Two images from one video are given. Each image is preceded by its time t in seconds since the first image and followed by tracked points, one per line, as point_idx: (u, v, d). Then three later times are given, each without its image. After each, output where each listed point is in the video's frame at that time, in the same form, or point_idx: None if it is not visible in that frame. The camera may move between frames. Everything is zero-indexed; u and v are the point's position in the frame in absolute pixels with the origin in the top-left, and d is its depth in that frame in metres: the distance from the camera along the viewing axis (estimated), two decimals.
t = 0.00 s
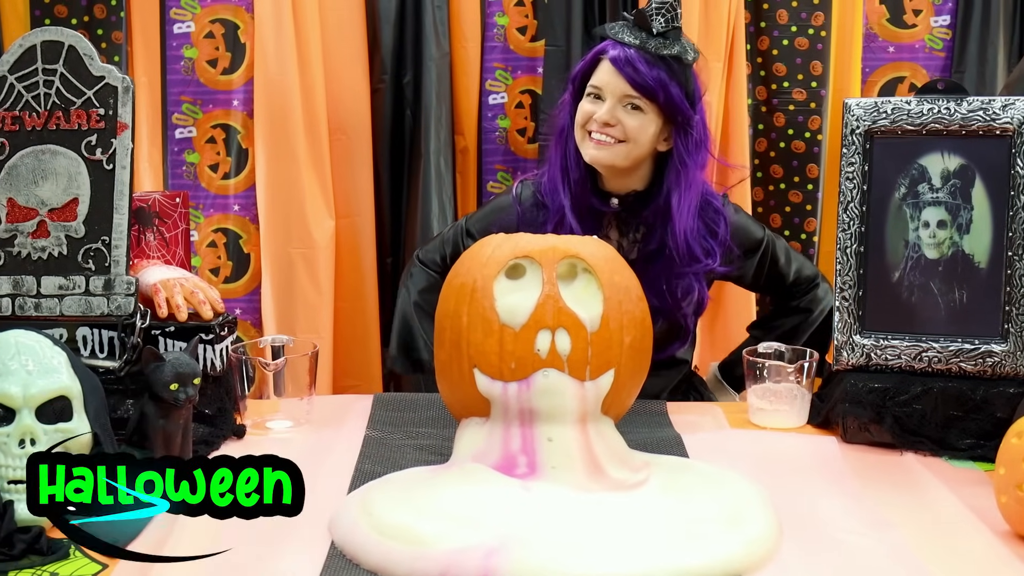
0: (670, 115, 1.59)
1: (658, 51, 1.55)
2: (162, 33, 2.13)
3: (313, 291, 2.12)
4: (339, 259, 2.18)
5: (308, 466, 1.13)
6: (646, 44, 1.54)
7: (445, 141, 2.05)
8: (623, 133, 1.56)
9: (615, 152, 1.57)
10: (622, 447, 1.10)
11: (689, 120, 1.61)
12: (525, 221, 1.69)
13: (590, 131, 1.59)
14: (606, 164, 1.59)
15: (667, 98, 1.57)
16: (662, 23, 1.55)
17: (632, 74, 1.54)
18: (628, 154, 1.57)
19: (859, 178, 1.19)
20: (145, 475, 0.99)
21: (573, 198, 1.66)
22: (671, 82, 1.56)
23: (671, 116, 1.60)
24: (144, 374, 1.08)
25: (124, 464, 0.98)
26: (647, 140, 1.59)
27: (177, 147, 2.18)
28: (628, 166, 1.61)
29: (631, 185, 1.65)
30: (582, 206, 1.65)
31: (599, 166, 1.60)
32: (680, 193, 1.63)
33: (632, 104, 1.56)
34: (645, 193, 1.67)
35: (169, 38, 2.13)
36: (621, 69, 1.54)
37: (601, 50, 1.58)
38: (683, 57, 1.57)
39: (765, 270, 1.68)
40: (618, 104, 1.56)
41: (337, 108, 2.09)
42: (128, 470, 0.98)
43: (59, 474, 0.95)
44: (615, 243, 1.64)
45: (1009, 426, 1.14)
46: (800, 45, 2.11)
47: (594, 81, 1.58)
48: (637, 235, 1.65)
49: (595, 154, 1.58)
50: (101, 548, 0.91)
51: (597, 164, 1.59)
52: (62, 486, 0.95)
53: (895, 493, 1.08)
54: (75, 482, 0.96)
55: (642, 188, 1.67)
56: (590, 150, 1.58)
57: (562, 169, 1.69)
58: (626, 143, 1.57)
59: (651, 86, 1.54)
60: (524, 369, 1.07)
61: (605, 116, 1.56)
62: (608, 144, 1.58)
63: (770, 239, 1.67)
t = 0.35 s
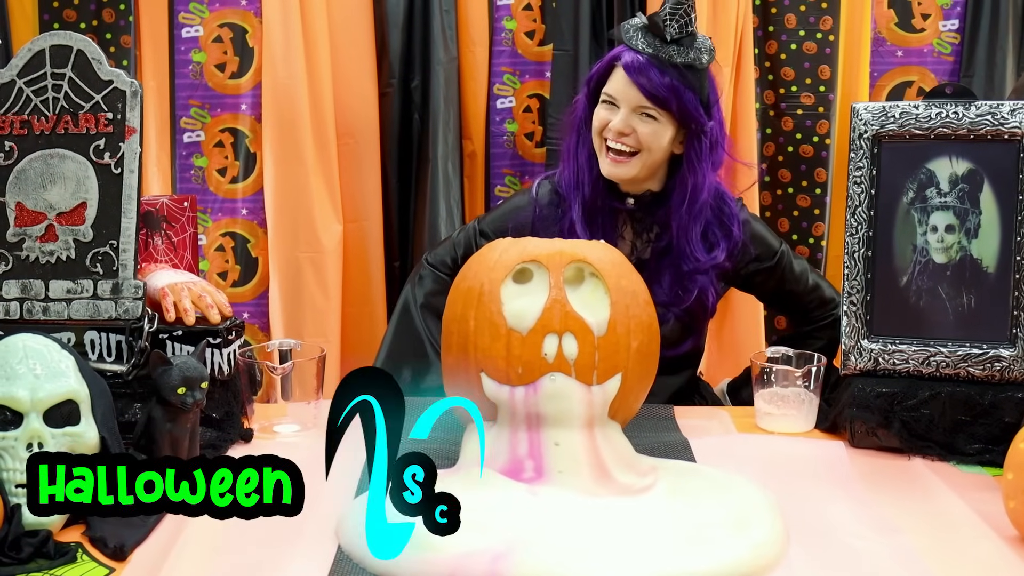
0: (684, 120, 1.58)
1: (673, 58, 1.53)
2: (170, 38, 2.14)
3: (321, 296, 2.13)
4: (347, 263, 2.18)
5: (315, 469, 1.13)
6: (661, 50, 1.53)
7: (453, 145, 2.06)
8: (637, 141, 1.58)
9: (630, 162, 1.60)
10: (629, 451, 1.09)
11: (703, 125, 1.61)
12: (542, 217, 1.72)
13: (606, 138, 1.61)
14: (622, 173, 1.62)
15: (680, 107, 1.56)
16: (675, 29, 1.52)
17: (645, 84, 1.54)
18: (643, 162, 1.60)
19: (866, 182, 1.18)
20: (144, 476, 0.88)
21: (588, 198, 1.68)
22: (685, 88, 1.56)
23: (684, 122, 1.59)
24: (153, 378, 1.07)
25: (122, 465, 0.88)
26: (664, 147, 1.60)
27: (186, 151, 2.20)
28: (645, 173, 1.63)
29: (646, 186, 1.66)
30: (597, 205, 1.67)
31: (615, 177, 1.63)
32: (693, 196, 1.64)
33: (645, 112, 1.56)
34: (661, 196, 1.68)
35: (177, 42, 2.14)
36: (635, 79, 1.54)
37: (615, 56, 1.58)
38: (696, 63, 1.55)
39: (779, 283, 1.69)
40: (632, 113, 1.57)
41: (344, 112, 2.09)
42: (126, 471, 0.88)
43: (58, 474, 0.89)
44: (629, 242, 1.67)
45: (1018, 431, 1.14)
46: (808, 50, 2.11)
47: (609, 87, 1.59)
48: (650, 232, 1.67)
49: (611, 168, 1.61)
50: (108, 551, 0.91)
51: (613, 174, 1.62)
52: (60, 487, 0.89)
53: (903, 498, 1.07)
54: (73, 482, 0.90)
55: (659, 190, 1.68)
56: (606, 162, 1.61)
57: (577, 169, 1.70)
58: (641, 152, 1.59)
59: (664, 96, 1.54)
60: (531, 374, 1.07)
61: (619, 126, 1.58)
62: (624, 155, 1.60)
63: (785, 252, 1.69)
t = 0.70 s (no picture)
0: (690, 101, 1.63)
1: (671, 43, 1.57)
2: (174, 42, 2.14)
3: (325, 299, 2.13)
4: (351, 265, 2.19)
5: (317, 472, 1.13)
6: (657, 38, 1.56)
7: (456, 148, 2.06)
8: (653, 129, 1.61)
9: (647, 148, 1.63)
10: (631, 453, 1.09)
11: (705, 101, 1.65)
12: (548, 215, 1.75)
13: (618, 131, 1.64)
14: (641, 161, 1.64)
15: (686, 86, 1.60)
16: (665, 14, 1.58)
17: (651, 71, 1.56)
18: (661, 147, 1.62)
19: (869, 185, 1.18)
20: (145, 476, 0.88)
21: (594, 191, 1.70)
22: (687, 69, 1.59)
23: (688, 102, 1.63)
24: (155, 381, 1.07)
25: (122, 465, 0.88)
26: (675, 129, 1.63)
27: (190, 154, 2.20)
28: (661, 158, 1.66)
29: (654, 171, 1.69)
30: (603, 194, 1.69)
31: (633, 164, 1.65)
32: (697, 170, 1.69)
33: (656, 100, 1.59)
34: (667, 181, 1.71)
35: (181, 45, 2.15)
36: (638, 66, 1.56)
37: (614, 48, 1.60)
38: (692, 42, 1.59)
39: (781, 279, 1.70)
40: (643, 103, 1.59)
41: (348, 115, 2.10)
42: (127, 471, 0.88)
43: (58, 474, 0.89)
44: (635, 232, 1.69)
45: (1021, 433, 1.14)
46: (811, 53, 2.11)
47: (613, 82, 1.61)
48: (655, 218, 1.69)
49: (628, 154, 1.64)
50: (110, 554, 0.91)
51: (632, 161, 1.64)
52: (60, 487, 0.89)
53: (906, 501, 1.07)
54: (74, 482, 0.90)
55: (665, 177, 1.71)
56: (622, 151, 1.64)
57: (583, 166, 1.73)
58: (658, 137, 1.62)
59: (670, 77, 1.57)
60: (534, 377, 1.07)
61: (633, 118, 1.60)
62: (639, 142, 1.63)
63: (789, 248, 1.69)
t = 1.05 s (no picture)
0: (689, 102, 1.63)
1: (666, 48, 1.58)
2: (177, 44, 2.14)
3: (328, 301, 2.13)
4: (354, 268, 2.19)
5: (320, 474, 1.14)
6: (654, 45, 1.57)
7: (460, 150, 2.06)
8: (655, 134, 1.61)
9: (652, 154, 1.63)
10: (633, 457, 1.08)
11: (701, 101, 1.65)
12: (553, 219, 1.74)
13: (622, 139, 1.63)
14: (646, 167, 1.64)
15: (683, 89, 1.60)
16: (656, 20, 1.61)
17: (649, 78, 1.56)
18: (664, 151, 1.62)
19: (872, 188, 1.18)
20: (145, 476, 0.92)
21: (597, 197, 1.69)
22: (683, 71, 1.59)
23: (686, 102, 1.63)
24: (158, 383, 1.07)
25: (123, 465, 0.92)
26: (677, 131, 1.63)
27: (193, 156, 2.21)
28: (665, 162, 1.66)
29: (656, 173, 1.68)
30: (605, 199, 1.69)
31: (640, 171, 1.65)
32: (694, 168, 1.68)
33: (656, 105, 1.59)
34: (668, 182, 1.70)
35: (185, 48, 2.15)
36: (635, 74, 1.57)
37: (610, 58, 1.60)
38: (685, 45, 1.60)
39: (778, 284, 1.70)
40: (645, 110, 1.59)
41: (351, 117, 2.10)
42: (127, 471, 0.93)
43: (58, 474, 0.92)
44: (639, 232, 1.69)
45: None
46: (815, 55, 2.12)
47: (613, 91, 1.61)
48: (658, 218, 1.69)
49: (634, 162, 1.64)
50: (113, 556, 0.91)
51: (639, 168, 1.64)
52: (60, 486, 0.92)
53: (909, 503, 1.07)
54: (73, 482, 0.93)
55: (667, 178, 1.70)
56: (628, 159, 1.64)
57: (584, 173, 1.72)
58: (660, 141, 1.62)
59: (667, 81, 1.57)
60: (536, 379, 1.07)
61: (636, 125, 1.60)
62: (644, 149, 1.63)
63: (787, 253, 1.70)
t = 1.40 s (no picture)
0: (690, 102, 1.63)
1: (670, 48, 1.58)
2: (180, 45, 2.15)
3: (331, 302, 2.14)
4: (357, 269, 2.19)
5: (322, 475, 1.13)
6: (660, 44, 1.57)
7: (463, 152, 2.06)
8: (656, 130, 1.61)
9: (651, 149, 1.63)
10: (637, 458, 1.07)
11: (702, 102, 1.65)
12: (555, 217, 1.74)
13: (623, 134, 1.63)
14: (645, 162, 1.64)
15: (685, 88, 1.60)
16: (663, 21, 1.60)
17: (652, 76, 1.57)
18: (663, 148, 1.62)
19: (875, 189, 1.19)
20: (145, 476, 0.95)
21: (599, 190, 1.69)
22: (686, 71, 1.60)
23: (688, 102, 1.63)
24: (161, 384, 1.07)
25: (123, 465, 0.95)
26: (678, 129, 1.64)
27: (196, 158, 2.20)
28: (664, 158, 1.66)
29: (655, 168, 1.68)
30: (608, 192, 1.69)
31: (639, 165, 1.65)
32: (693, 167, 1.68)
33: (659, 103, 1.59)
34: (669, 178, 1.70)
35: (187, 49, 2.16)
36: (639, 71, 1.57)
37: (616, 55, 1.61)
38: (690, 46, 1.60)
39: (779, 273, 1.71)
40: (647, 106, 1.59)
41: (354, 119, 2.10)
42: (129, 471, 0.96)
43: (58, 474, 0.94)
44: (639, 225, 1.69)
45: None
46: (818, 56, 2.11)
47: (617, 87, 1.61)
48: (658, 212, 1.69)
49: (634, 155, 1.63)
50: (116, 557, 0.91)
51: (637, 162, 1.64)
52: (60, 486, 0.93)
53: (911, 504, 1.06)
54: (74, 482, 0.94)
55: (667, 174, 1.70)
56: (628, 152, 1.63)
57: (587, 169, 1.72)
58: (660, 138, 1.62)
59: (670, 80, 1.57)
60: (538, 380, 1.06)
61: (638, 121, 1.60)
62: (644, 144, 1.63)
63: (786, 242, 1.71)
